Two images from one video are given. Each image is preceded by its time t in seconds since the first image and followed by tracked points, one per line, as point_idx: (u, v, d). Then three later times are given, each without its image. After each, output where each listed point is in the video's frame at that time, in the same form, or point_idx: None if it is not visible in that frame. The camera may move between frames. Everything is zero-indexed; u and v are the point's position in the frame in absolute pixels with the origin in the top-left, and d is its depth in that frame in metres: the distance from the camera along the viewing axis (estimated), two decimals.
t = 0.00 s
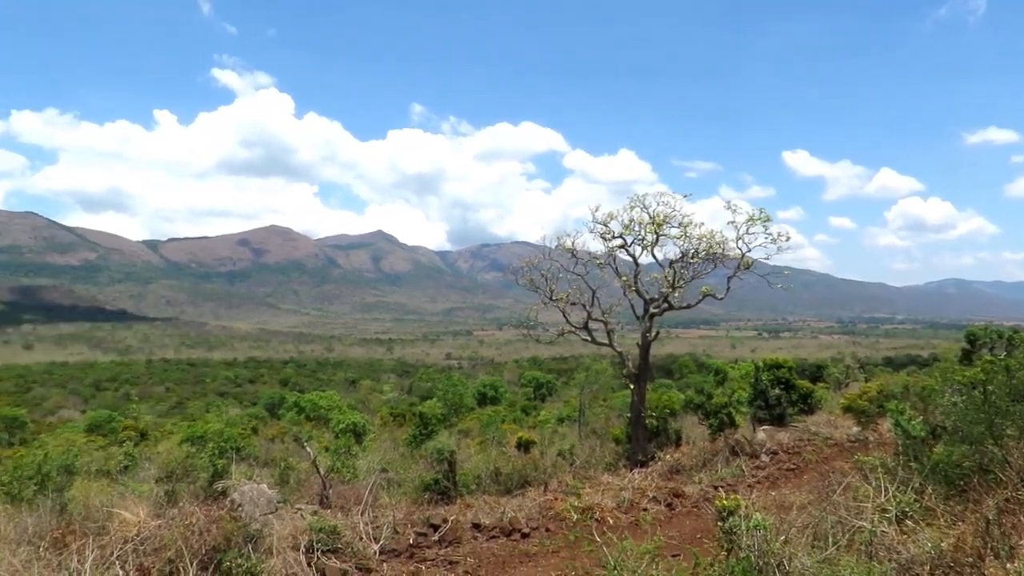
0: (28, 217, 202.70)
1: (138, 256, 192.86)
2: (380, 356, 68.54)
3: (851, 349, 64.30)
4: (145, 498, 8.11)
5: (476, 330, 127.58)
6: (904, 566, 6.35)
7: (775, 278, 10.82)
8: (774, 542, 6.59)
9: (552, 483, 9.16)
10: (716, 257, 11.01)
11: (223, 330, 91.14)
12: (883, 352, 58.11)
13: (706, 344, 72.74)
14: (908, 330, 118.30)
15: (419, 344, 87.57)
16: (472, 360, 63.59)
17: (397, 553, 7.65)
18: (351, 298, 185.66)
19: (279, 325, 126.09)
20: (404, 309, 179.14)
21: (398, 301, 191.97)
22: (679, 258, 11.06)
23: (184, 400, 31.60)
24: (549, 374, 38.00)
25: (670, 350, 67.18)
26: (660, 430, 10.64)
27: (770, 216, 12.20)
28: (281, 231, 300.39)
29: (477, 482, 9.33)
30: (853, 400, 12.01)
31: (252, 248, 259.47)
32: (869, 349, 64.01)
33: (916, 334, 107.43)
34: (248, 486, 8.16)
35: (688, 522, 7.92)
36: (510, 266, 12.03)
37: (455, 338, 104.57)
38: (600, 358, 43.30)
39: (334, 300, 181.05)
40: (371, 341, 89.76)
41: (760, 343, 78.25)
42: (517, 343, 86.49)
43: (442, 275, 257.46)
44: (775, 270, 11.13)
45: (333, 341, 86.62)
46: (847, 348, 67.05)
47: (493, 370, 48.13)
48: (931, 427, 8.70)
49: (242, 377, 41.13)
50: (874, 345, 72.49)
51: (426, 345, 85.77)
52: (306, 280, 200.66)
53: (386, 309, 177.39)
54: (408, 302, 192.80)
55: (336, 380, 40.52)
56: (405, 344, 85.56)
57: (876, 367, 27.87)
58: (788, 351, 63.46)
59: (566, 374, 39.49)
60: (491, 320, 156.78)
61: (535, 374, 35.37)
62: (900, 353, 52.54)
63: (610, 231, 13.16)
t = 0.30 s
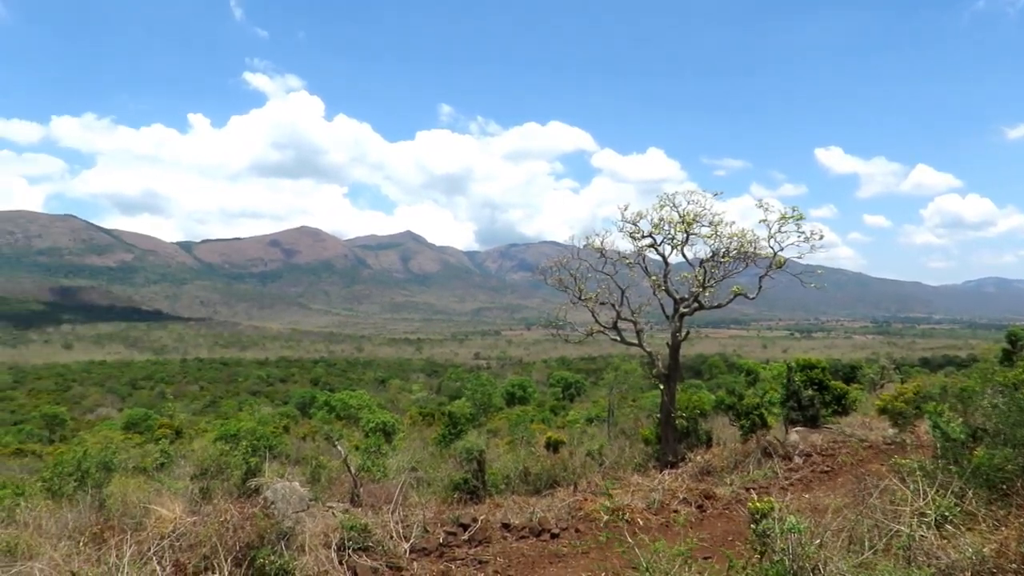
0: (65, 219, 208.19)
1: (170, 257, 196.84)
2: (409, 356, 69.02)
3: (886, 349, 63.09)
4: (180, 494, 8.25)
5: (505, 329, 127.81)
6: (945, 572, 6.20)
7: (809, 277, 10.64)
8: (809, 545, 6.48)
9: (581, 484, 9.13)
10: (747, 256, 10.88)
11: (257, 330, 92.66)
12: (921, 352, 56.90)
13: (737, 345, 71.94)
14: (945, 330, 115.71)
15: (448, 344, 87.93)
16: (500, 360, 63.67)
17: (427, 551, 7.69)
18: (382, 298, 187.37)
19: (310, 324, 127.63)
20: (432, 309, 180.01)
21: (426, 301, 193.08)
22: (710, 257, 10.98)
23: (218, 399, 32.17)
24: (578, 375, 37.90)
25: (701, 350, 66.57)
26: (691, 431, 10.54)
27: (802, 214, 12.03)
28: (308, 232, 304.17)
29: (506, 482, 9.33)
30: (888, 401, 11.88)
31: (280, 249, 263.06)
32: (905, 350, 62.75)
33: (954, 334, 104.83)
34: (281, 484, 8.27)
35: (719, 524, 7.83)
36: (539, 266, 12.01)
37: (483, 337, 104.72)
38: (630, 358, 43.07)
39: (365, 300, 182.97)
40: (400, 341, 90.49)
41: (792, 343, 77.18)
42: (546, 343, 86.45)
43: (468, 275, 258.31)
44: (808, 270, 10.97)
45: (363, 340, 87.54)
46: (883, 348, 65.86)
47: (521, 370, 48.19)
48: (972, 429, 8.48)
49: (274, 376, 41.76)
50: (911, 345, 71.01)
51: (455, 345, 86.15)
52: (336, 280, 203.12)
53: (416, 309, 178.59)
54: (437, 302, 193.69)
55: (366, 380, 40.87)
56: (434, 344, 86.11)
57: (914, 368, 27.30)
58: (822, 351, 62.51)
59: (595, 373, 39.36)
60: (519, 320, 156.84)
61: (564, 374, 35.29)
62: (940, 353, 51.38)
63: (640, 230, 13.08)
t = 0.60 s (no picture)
0: (99, 220, 212.82)
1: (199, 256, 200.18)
2: (435, 355, 69.31)
3: (922, 347, 62.01)
4: (212, 490, 8.38)
5: (531, 328, 127.93)
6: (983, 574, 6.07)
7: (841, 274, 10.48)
8: (843, 546, 6.36)
9: (608, 482, 9.10)
10: (777, 253, 10.76)
11: (286, 328, 94.03)
12: (958, 351, 55.85)
13: (766, 344, 70.94)
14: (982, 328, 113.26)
15: (474, 343, 88.11)
16: (527, 358, 63.83)
17: (456, 548, 7.72)
18: (408, 296, 188.69)
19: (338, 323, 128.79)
20: (459, 308, 180.38)
21: (453, 300, 193.55)
22: (738, 254, 10.87)
23: (248, 396, 32.63)
24: (605, 373, 37.71)
25: (730, 349, 65.80)
26: (719, 429, 10.44)
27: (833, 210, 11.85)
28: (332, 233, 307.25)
29: (533, 480, 9.32)
30: (922, 400, 11.64)
31: (306, 248, 265.93)
32: (941, 348, 61.57)
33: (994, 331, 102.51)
34: (310, 480, 8.36)
35: (749, 523, 7.74)
36: (566, 264, 11.99)
37: (510, 336, 104.66)
38: (657, 356, 42.84)
39: (392, 298, 184.50)
40: (428, 339, 91.17)
41: (823, 342, 76.25)
42: (573, 341, 86.46)
43: (494, 274, 258.74)
44: (839, 267, 10.80)
45: (390, 339, 88.11)
46: (917, 346, 64.78)
47: (547, 368, 48.22)
48: (1011, 429, 8.26)
49: (303, 373, 42.27)
50: (948, 343, 69.63)
51: (482, 343, 86.49)
52: (363, 280, 205.13)
53: (443, 307, 179.56)
54: (464, 301, 194.00)
55: (394, 378, 41.19)
56: (461, 342, 86.58)
57: (949, 366, 26.79)
58: (854, 350, 61.65)
59: (622, 372, 39.27)
60: (546, 319, 156.41)
61: (591, 372, 35.25)
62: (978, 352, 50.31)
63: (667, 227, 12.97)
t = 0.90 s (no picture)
0: (134, 217, 217.37)
1: (228, 253, 203.21)
2: (463, 351, 69.55)
3: (960, 345, 60.65)
4: (244, 484, 8.50)
5: (557, 325, 127.70)
6: None
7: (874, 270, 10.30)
8: (879, 546, 6.25)
9: (637, 479, 9.07)
10: (809, 249, 10.61)
11: (315, 325, 95.11)
12: (999, 349, 54.52)
13: (796, 341, 70.02)
14: (1021, 325, 110.48)
15: (501, 339, 88.26)
16: (554, 355, 63.74)
17: (484, 544, 7.75)
18: (435, 293, 189.50)
19: (366, 320, 129.99)
20: (487, 304, 180.72)
21: (481, 296, 194.01)
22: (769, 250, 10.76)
23: (278, 392, 33.09)
24: (633, 370, 37.55)
25: (759, 346, 65.07)
26: (749, 427, 10.34)
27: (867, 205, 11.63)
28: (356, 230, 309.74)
29: (561, 476, 9.32)
30: (959, 399, 11.39)
31: (332, 245, 268.61)
32: (980, 346, 60.17)
33: None
34: (340, 475, 8.45)
35: (780, 523, 7.65)
36: (593, 260, 11.93)
37: (536, 333, 104.68)
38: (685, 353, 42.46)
39: (418, 295, 185.52)
40: (454, 336, 91.52)
41: (856, 339, 74.94)
42: (600, 338, 86.13)
43: (517, 271, 258.79)
44: (873, 263, 10.61)
45: (417, 335, 88.62)
46: (954, 344, 63.40)
47: (575, 366, 48.07)
48: None
49: (332, 369, 42.72)
50: (988, 341, 68.00)
51: (509, 340, 86.56)
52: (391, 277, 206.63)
53: (469, 303, 180.14)
54: (491, 298, 194.27)
55: (421, 374, 41.40)
56: (487, 339, 86.77)
57: (988, 365, 26.14)
58: (889, 347, 60.51)
59: (651, 369, 39.00)
60: (573, 315, 156.01)
61: (618, 370, 35.08)
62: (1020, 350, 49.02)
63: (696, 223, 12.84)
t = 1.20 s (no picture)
0: (173, 215, 222.41)
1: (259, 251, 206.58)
2: (495, 347, 69.70)
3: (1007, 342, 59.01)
4: (280, 477, 8.64)
5: (588, 321, 127.33)
6: None
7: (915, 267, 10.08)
8: (921, 548, 6.11)
9: (669, 477, 9.00)
10: (847, 245, 10.43)
11: (349, 321, 96.26)
12: None
13: (833, 338, 68.83)
14: None
15: (532, 336, 88.20)
16: (585, 352, 63.58)
17: (517, 540, 7.77)
18: (467, 289, 190.19)
19: (397, 316, 130.96)
20: (517, 301, 180.67)
21: (513, 293, 194.11)
22: (805, 246, 10.60)
23: (312, 387, 33.59)
24: (666, 368, 37.25)
25: (795, 343, 63.95)
26: (784, 426, 10.21)
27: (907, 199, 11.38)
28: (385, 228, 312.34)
29: (592, 474, 9.30)
30: (1004, 399, 11.10)
31: (363, 242, 271.43)
32: None
33: None
34: (373, 470, 8.53)
35: (816, 523, 7.53)
36: (625, 257, 11.86)
37: (568, 329, 104.26)
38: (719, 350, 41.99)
39: (451, 291, 186.54)
40: (485, 332, 91.84)
41: (896, 336, 73.26)
42: (632, 335, 85.66)
43: (545, 268, 258.44)
44: (913, 259, 10.38)
45: (449, 331, 89.05)
46: (1000, 342, 61.61)
47: (606, 362, 47.96)
48: None
49: (364, 365, 43.18)
50: None
51: (540, 336, 86.59)
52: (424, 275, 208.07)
53: (501, 300, 180.53)
54: (522, 295, 194.17)
55: (453, 370, 41.61)
56: (518, 335, 86.92)
57: None
58: (930, 346, 59.10)
59: (683, 366, 38.69)
60: (605, 312, 155.03)
61: (650, 367, 34.86)
62: None
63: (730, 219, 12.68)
